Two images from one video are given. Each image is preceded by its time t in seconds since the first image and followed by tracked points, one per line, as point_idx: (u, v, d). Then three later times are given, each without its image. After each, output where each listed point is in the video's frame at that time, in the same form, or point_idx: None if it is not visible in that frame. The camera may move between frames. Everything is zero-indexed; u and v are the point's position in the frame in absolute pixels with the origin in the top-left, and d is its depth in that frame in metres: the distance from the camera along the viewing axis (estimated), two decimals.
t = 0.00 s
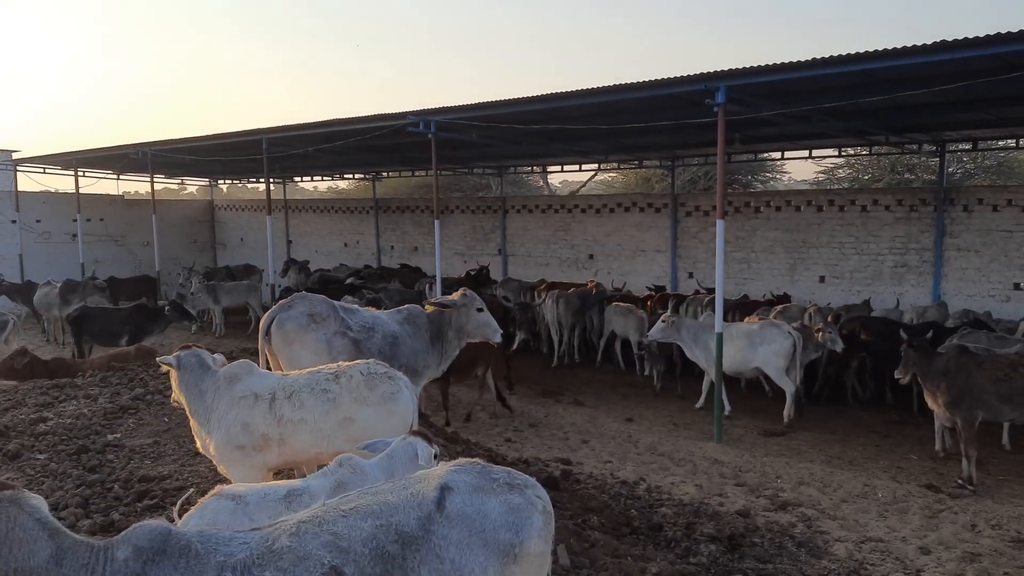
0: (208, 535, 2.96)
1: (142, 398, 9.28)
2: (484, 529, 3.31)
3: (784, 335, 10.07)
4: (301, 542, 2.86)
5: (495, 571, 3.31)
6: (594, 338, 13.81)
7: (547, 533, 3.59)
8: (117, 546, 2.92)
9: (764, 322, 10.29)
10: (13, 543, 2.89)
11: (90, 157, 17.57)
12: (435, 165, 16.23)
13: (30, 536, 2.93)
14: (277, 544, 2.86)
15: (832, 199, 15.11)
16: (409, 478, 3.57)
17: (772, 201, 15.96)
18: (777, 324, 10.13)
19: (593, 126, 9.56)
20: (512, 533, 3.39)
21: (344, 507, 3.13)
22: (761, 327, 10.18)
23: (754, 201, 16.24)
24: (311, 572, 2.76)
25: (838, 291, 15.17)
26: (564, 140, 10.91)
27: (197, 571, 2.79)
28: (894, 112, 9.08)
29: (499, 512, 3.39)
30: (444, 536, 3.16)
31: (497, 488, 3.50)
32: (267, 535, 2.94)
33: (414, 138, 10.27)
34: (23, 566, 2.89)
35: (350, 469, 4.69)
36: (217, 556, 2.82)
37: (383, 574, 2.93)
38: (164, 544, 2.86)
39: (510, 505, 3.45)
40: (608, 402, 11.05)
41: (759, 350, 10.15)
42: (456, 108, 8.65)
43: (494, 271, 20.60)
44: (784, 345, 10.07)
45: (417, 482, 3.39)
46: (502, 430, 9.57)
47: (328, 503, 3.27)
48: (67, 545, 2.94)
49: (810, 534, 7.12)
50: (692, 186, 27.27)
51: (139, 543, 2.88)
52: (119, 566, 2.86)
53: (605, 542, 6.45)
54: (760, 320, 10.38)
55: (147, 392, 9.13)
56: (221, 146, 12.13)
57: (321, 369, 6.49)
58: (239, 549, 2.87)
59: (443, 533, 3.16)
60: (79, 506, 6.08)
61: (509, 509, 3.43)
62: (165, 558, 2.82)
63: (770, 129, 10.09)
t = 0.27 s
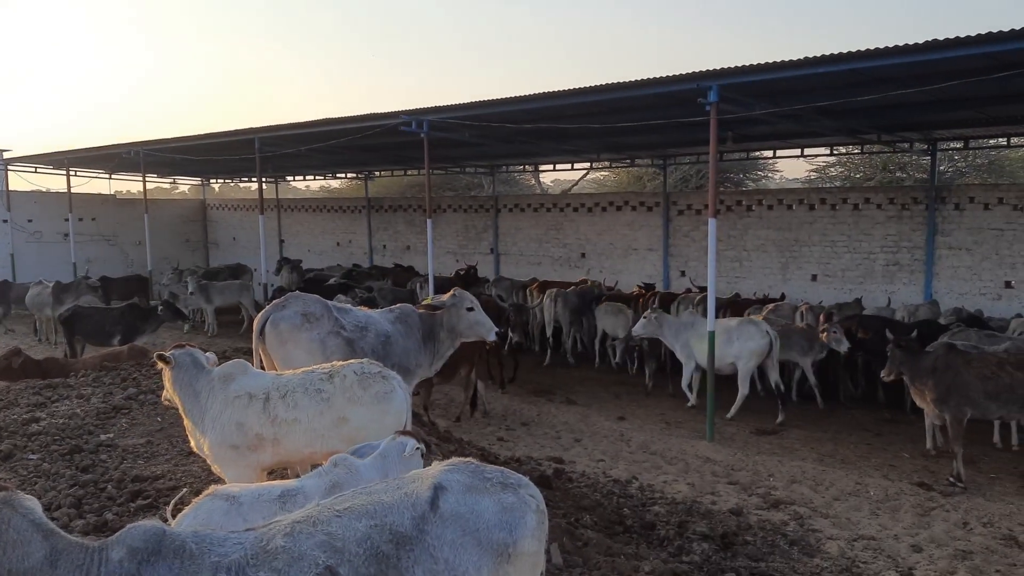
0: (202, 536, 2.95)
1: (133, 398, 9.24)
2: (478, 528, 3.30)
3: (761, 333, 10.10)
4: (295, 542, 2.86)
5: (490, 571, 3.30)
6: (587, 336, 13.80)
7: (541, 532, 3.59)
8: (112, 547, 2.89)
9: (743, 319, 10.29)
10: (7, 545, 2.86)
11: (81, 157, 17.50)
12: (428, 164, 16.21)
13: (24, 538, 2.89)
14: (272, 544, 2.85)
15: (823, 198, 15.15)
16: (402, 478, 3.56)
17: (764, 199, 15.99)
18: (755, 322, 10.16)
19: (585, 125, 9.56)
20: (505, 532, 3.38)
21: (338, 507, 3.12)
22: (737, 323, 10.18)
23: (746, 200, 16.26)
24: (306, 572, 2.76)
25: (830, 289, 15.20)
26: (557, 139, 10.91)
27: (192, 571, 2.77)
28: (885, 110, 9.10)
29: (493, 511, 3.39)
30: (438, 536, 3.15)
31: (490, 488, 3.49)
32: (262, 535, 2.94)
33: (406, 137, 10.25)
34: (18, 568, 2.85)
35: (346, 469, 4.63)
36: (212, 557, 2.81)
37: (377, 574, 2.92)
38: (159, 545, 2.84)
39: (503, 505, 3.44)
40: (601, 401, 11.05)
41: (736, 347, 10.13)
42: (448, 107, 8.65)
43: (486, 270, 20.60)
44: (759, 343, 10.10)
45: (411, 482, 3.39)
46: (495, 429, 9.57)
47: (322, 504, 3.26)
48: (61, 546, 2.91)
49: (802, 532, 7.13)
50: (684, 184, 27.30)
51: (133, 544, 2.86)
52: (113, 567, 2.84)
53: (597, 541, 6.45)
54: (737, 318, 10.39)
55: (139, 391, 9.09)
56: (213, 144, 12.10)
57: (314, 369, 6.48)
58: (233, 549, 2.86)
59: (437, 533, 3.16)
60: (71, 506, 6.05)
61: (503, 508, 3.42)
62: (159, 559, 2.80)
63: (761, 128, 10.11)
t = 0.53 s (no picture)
0: (203, 536, 2.93)
1: (130, 398, 9.21)
2: (479, 527, 3.28)
3: (744, 330, 10.17)
4: (297, 542, 2.84)
5: (490, 570, 3.28)
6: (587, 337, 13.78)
7: (541, 531, 3.56)
8: (114, 547, 2.86)
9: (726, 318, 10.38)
10: (9, 546, 2.81)
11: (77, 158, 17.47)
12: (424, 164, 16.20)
13: (25, 538, 2.85)
14: (273, 544, 2.83)
15: (820, 197, 15.15)
16: (402, 477, 3.54)
17: (761, 198, 15.98)
18: (737, 320, 10.24)
19: (582, 124, 9.56)
20: (506, 531, 3.36)
21: (339, 507, 3.10)
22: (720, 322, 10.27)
23: (743, 199, 16.26)
24: (307, 572, 2.74)
25: (827, 288, 15.19)
26: (553, 138, 10.90)
27: (194, 572, 2.75)
28: (883, 109, 9.10)
29: (493, 510, 3.36)
30: (439, 535, 3.13)
31: (490, 487, 3.47)
32: (263, 535, 2.92)
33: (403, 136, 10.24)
34: (19, 570, 2.80)
35: (346, 469, 4.62)
36: (213, 557, 2.79)
37: (379, 573, 2.90)
38: (160, 545, 2.81)
39: (503, 504, 3.42)
40: (600, 400, 11.03)
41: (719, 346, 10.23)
42: (445, 106, 8.64)
43: (483, 271, 20.60)
44: (743, 340, 10.17)
45: (411, 481, 3.37)
46: (493, 429, 9.55)
47: (323, 503, 3.24)
48: (63, 547, 2.87)
49: (802, 531, 7.11)
50: (680, 183, 27.32)
51: (135, 544, 2.83)
52: (115, 568, 2.81)
53: (595, 540, 6.43)
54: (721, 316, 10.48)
55: (136, 392, 9.07)
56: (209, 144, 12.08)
57: (313, 368, 6.46)
58: (234, 550, 2.84)
59: (438, 532, 3.14)
60: (69, 508, 6.02)
61: (503, 507, 3.40)
62: (160, 559, 2.78)
63: (759, 127, 10.11)
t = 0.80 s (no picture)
0: (198, 535, 2.94)
1: (128, 398, 9.21)
2: (474, 524, 3.28)
3: (729, 326, 10.23)
4: (291, 540, 2.85)
5: (486, 567, 3.28)
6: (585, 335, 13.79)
7: (537, 529, 3.56)
8: (107, 546, 2.87)
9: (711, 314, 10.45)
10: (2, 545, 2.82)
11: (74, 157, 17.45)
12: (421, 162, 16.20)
13: (18, 538, 2.85)
14: (267, 542, 2.84)
15: (817, 194, 15.18)
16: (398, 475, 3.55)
17: (758, 196, 16.00)
18: (722, 316, 10.32)
19: (580, 122, 9.56)
20: (501, 528, 3.36)
21: (334, 505, 3.11)
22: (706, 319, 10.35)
23: (740, 197, 16.28)
24: (301, 570, 2.75)
25: (824, 286, 15.22)
26: (551, 136, 10.91)
27: (188, 570, 2.76)
28: (879, 106, 9.12)
29: (489, 507, 3.37)
30: (433, 532, 3.14)
31: (486, 484, 3.48)
32: (257, 534, 2.93)
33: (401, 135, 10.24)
34: (13, 569, 2.81)
35: (341, 468, 4.63)
36: (208, 555, 2.80)
37: (374, 571, 2.91)
38: (153, 544, 2.82)
39: (499, 501, 3.43)
40: (597, 398, 11.06)
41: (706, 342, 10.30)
42: (443, 105, 8.64)
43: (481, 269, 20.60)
44: (729, 336, 10.22)
45: (406, 478, 3.38)
46: (492, 428, 9.57)
47: (318, 501, 3.25)
48: (56, 545, 2.87)
49: (799, 528, 7.14)
50: (678, 182, 27.34)
51: (128, 543, 2.84)
52: (108, 567, 2.82)
53: (594, 538, 6.45)
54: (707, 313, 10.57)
55: (134, 392, 9.07)
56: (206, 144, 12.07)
57: (310, 367, 6.46)
58: (228, 548, 2.85)
59: (433, 529, 3.14)
60: (67, 507, 6.02)
61: (499, 504, 3.41)
62: (154, 558, 2.79)
63: (756, 125, 10.12)
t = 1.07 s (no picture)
0: (157, 536, 2.90)
1: (94, 399, 9.05)
2: (440, 522, 3.26)
3: (695, 322, 10.31)
4: (253, 540, 2.83)
5: (452, 565, 3.25)
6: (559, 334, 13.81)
7: (505, 526, 3.54)
8: (64, 548, 2.83)
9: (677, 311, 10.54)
10: None
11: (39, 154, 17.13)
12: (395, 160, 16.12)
13: None
14: (228, 543, 2.82)
15: (788, 193, 15.33)
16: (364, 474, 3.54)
17: (730, 194, 16.12)
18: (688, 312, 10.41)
19: (552, 120, 9.57)
20: (468, 526, 3.33)
21: (297, 504, 3.09)
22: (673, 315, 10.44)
23: (713, 195, 16.40)
24: (263, 570, 2.73)
25: (795, 283, 15.39)
26: (524, 134, 10.90)
27: (147, 571, 2.73)
28: (848, 106, 9.24)
29: (455, 505, 3.34)
30: (398, 530, 3.12)
31: (453, 482, 3.46)
32: (219, 534, 2.90)
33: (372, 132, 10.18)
34: None
35: (307, 468, 4.60)
36: (167, 557, 2.77)
37: (336, 570, 2.89)
38: (111, 546, 2.78)
39: (466, 499, 3.41)
40: (572, 396, 11.09)
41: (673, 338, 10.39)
42: (415, 102, 8.60)
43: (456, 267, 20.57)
44: (695, 332, 10.29)
45: (371, 477, 3.36)
46: (466, 426, 9.56)
47: (281, 501, 3.22)
48: (11, 548, 2.82)
49: (769, 522, 7.21)
50: (652, 180, 27.50)
51: (84, 545, 2.79)
52: (64, 569, 2.77)
53: (566, 535, 6.47)
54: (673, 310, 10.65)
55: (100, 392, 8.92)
56: (174, 140, 11.90)
57: (278, 366, 6.41)
58: (189, 549, 2.82)
59: (397, 527, 3.12)
60: (29, 510, 5.91)
61: (465, 502, 3.38)
62: (111, 560, 2.75)
63: (727, 123, 10.20)
